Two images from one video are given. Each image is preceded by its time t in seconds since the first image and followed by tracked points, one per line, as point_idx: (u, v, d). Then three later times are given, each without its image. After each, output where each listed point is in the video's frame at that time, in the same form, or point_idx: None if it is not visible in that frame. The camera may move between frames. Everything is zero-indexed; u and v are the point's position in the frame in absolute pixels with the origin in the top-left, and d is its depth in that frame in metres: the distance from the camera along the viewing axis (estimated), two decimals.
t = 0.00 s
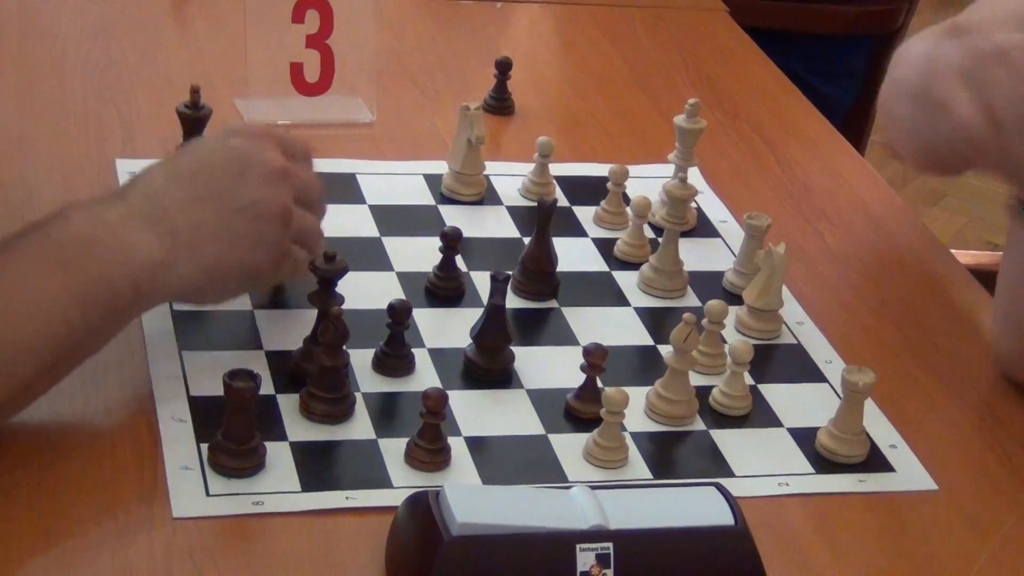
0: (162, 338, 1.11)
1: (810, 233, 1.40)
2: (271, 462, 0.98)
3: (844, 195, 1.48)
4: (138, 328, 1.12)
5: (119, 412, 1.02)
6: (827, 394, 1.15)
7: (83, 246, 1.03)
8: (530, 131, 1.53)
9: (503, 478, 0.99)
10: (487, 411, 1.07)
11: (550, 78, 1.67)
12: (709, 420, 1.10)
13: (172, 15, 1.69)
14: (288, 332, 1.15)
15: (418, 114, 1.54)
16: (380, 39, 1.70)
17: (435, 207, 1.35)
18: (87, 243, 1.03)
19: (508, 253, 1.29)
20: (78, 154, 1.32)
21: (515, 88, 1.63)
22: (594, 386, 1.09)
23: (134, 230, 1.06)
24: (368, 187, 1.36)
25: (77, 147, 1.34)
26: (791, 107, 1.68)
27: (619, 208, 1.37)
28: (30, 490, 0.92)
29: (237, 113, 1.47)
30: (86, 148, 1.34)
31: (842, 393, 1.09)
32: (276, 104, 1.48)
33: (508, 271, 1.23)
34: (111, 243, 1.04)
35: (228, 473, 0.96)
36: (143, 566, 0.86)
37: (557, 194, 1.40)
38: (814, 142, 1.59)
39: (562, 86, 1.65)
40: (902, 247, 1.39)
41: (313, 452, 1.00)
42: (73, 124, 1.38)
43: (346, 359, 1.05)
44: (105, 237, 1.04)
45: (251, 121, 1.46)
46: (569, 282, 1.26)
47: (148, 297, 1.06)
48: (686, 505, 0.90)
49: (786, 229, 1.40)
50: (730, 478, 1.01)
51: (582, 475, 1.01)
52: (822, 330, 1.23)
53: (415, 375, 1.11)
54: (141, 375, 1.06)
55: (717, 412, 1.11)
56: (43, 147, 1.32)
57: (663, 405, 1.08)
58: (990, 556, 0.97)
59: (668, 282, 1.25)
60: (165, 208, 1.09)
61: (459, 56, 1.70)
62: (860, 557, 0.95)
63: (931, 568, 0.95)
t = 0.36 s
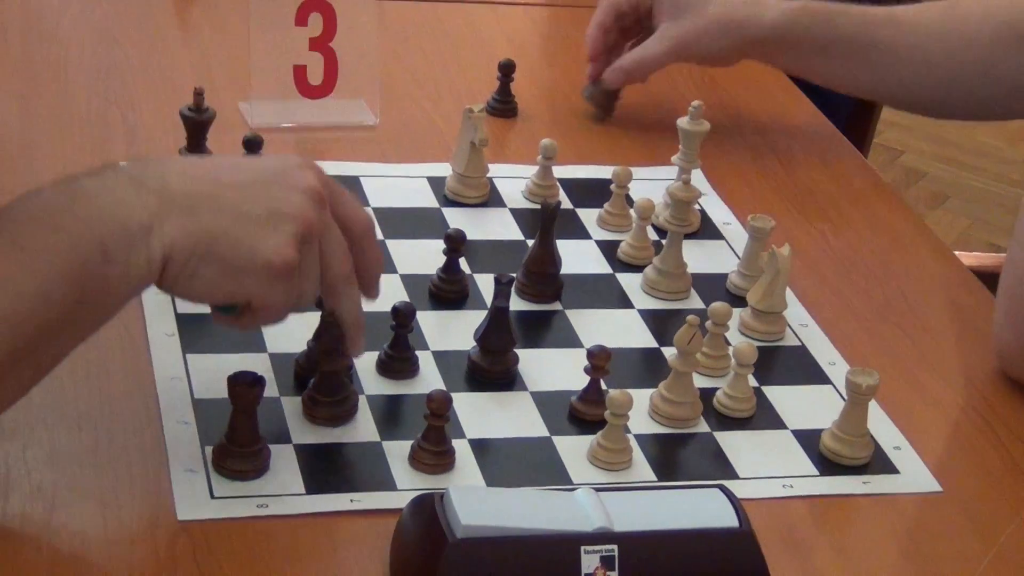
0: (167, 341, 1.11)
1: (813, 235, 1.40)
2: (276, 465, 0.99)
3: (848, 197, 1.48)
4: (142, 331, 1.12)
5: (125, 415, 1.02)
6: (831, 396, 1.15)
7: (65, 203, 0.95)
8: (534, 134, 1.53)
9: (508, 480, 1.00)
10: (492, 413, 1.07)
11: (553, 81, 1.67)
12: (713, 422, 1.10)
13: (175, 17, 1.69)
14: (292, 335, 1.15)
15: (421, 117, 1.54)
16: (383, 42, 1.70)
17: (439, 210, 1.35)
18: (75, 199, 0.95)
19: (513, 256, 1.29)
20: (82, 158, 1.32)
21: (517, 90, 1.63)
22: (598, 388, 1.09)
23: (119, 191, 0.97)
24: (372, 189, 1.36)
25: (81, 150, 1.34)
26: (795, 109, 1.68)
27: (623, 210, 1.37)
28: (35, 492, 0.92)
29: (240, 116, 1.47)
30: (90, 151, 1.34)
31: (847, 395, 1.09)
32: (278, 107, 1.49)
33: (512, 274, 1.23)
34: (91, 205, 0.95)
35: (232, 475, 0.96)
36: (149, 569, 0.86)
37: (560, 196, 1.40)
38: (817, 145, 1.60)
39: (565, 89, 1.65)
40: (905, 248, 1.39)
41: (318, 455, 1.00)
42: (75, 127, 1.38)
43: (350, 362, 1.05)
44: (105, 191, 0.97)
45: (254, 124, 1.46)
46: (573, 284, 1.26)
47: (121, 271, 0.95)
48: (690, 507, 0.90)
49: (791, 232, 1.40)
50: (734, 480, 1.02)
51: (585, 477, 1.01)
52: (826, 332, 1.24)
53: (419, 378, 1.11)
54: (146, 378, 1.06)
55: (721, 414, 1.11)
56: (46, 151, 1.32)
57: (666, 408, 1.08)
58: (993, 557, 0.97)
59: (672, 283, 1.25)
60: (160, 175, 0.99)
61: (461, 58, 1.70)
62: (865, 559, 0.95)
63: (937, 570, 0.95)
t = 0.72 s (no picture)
0: (173, 346, 1.10)
1: (818, 239, 1.40)
2: (282, 469, 0.98)
3: (852, 200, 1.49)
4: (146, 335, 1.12)
5: (131, 420, 1.02)
6: (836, 399, 1.15)
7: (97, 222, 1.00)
8: (538, 137, 1.54)
9: (514, 484, 1.00)
10: (497, 417, 1.07)
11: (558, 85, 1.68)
12: (718, 426, 1.10)
13: (178, 22, 1.69)
14: (297, 339, 1.15)
15: (425, 121, 1.54)
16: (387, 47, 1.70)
17: (444, 213, 1.35)
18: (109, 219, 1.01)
19: (518, 260, 1.29)
20: (86, 163, 1.32)
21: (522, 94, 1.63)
22: (603, 392, 1.09)
23: (139, 210, 1.03)
24: (376, 193, 1.37)
25: (85, 154, 1.34)
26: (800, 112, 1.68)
27: (627, 214, 1.37)
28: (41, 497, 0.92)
29: (244, 120, 1.47)
30: (94, 156, 1.34)
31: (852, 399, 1.09)
32: (282, 111, 1.49)
33: (517, 277, 1.24)
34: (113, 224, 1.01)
35: (237, 479, 0.96)
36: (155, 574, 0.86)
37: (565, 200, 1.41)
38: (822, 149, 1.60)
39: (569, 92, 1.66)
40: (911, 251, 1.40)
41: (324, 460, 1.00)
42: (79, 132, 1.38)
43: (356, 366, 1.05)
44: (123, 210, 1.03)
45: (258, 128, 1.46)
46: (577, 288, 1.26)
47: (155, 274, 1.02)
48: (695, 511, 0.90)
49: (795, 235, 1.40)
50: (739, 484, 1.02)
51: (591, 480, 1.01)
52: (830, 336, 1.24)
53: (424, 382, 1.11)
54: (152, 383, 1.06)
55: (727, 418, 1.11)
56: (51, 155, 1.33)
57: (672, 411, 1.08)
58: (998, 560, 0.97)
59: (677, 287, 1.26)
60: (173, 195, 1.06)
61: (465, 62, 1.70)
62: (870, 563, 0.95)
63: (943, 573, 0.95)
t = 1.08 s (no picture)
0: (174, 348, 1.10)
1: (821, 240, 1.40)
2: (284, 472, 0.98)
3: (855, 201, 1.49)
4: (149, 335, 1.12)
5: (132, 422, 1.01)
6: (839, 401, 1.15)
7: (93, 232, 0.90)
8: (541, 138, 1.53)
9: (516, 485, 0.99)
10: (500, 419, 1.07)
11: (560, 85, 1.67)
12: (721, 427, 1.10)
13: (181, 23, 1.69)
14: (299, 340, 1.14)
15: (428, 122, 1.54)
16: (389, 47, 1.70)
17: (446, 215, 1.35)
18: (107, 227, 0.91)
19: (520, 261, 1.29)
20: (88, 165, 1.32)
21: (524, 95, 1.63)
22: (606, 393, 1.08)
23: (153, 210, 0.92)
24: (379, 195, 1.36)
25: (87, 156, 1.34)
26: (802, 113, 1.68)
27: (630, 215, 1.37)
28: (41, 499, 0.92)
29: (247, 122, 1.47)
30: (96, 158, 1.34)
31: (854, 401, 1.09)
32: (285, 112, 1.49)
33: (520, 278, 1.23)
34: (110, 225, 0.91)
35: (240, 481, 0.95)
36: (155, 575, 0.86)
37: (568, 201, 1.40)
38: (825, 150, 1.60)
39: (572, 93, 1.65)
40: (913, 251, 1.40)
41: (326, 462, 1.00)
42: (81, 133, 1.38)
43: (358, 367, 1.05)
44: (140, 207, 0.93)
45: (261, 129, 1.46)
46: (580, 290, 1.26)
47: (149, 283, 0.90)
48: (699, 512, 0.90)
49: (798, 237, 1.40)
50: (741, 485, 1.01)
51: (593, 482, 1.01)
52: (833, 337, 1.24)
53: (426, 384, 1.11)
54: (153, 385, 1.06)
55: (729, 420, 1.11)
56: (54, 157, 1.33)
57: (674, 413, 1.08)
58: (1002, 562, 0.97)
59: (680, 288, 1.25)
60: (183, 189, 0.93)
61: (469, 63, 1.70)
62: (873, 564, 0.95)
63: None
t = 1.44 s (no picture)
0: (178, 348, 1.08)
1: (823, 242, 1.40)
2: (287, 475, 0.98)
3: (857, 204, 1.49)
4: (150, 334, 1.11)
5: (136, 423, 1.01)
6: (842, 402, 1.15)
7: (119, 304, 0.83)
8: (543, 139, 1.53)
9: (520, 487, 0.99)
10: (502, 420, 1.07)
11: (562, 86, 1.67)
12: (725, 429, 1.10)
13: (182, 24, 1.69)
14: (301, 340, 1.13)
15: (429, 123, 1.54)
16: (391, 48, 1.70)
17: (448, 216, 1.35)
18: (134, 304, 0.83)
19: (522, 262, 1.29)
20: (90, 167, 1.32)
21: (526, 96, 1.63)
22: (610, 395, 1.08)
23: (181, 299, 0.83)
24: (381, 196, 1.36)
25: (89, 158, 1.34)
26: (804, 114, 1.68)
27: (632, 216, 1.37)
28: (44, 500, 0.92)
29: (249, 123, 1.47)
30: (98, 160, 1.34)
31: (858, 402, 1.08)
32: (286, 114, 1.49)
33: (522, 279, 1.23)
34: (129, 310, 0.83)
35: (244, 483, 0.95)
36: None
37: (570, 202, 1.40)
38: (826, 151, 1.60)
39: (573, 94, 1.65)
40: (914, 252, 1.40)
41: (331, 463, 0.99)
42: (83, 135, 1.38)
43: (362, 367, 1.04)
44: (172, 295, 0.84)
45: (262, 130, 1.46)
46: (583, 291, 1.26)
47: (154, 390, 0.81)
48: (702, 511, 0.90)
49: (800, 238, 1.40)
50: (745, 487, 1.01)
51: (597, 484, 1.01)
52: (836, 338, 1.24)
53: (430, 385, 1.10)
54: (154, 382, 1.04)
55: (733, 421, 1.10)
56: (56, 159, 1.33)
57: (678, 415, 1.08)
58: (1006, 564, 0.97)
59: (682, 289, 1.25)
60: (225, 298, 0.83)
61: (470, 64, 1.70)
62: (877, 566, 0.95)
63: None
